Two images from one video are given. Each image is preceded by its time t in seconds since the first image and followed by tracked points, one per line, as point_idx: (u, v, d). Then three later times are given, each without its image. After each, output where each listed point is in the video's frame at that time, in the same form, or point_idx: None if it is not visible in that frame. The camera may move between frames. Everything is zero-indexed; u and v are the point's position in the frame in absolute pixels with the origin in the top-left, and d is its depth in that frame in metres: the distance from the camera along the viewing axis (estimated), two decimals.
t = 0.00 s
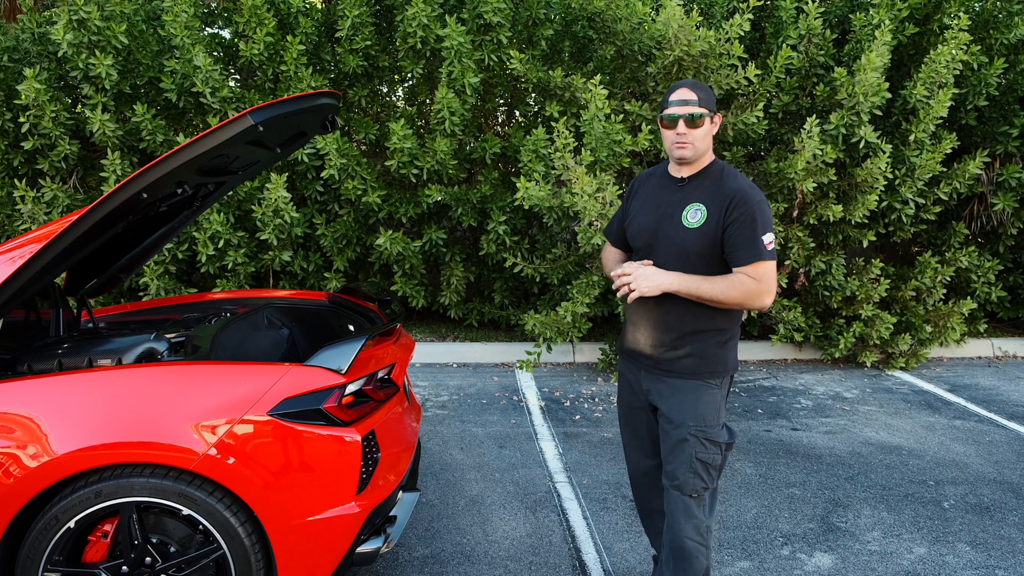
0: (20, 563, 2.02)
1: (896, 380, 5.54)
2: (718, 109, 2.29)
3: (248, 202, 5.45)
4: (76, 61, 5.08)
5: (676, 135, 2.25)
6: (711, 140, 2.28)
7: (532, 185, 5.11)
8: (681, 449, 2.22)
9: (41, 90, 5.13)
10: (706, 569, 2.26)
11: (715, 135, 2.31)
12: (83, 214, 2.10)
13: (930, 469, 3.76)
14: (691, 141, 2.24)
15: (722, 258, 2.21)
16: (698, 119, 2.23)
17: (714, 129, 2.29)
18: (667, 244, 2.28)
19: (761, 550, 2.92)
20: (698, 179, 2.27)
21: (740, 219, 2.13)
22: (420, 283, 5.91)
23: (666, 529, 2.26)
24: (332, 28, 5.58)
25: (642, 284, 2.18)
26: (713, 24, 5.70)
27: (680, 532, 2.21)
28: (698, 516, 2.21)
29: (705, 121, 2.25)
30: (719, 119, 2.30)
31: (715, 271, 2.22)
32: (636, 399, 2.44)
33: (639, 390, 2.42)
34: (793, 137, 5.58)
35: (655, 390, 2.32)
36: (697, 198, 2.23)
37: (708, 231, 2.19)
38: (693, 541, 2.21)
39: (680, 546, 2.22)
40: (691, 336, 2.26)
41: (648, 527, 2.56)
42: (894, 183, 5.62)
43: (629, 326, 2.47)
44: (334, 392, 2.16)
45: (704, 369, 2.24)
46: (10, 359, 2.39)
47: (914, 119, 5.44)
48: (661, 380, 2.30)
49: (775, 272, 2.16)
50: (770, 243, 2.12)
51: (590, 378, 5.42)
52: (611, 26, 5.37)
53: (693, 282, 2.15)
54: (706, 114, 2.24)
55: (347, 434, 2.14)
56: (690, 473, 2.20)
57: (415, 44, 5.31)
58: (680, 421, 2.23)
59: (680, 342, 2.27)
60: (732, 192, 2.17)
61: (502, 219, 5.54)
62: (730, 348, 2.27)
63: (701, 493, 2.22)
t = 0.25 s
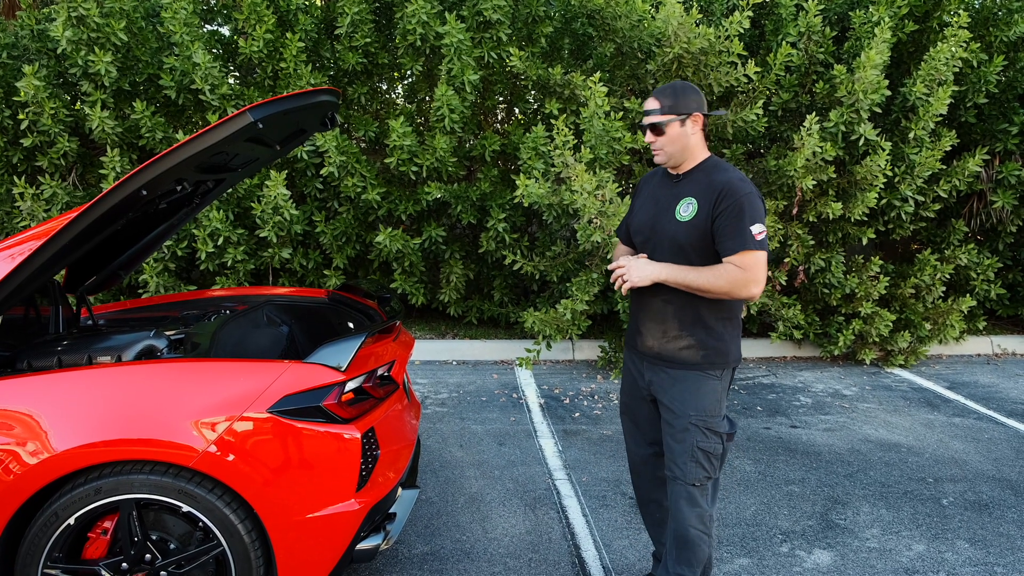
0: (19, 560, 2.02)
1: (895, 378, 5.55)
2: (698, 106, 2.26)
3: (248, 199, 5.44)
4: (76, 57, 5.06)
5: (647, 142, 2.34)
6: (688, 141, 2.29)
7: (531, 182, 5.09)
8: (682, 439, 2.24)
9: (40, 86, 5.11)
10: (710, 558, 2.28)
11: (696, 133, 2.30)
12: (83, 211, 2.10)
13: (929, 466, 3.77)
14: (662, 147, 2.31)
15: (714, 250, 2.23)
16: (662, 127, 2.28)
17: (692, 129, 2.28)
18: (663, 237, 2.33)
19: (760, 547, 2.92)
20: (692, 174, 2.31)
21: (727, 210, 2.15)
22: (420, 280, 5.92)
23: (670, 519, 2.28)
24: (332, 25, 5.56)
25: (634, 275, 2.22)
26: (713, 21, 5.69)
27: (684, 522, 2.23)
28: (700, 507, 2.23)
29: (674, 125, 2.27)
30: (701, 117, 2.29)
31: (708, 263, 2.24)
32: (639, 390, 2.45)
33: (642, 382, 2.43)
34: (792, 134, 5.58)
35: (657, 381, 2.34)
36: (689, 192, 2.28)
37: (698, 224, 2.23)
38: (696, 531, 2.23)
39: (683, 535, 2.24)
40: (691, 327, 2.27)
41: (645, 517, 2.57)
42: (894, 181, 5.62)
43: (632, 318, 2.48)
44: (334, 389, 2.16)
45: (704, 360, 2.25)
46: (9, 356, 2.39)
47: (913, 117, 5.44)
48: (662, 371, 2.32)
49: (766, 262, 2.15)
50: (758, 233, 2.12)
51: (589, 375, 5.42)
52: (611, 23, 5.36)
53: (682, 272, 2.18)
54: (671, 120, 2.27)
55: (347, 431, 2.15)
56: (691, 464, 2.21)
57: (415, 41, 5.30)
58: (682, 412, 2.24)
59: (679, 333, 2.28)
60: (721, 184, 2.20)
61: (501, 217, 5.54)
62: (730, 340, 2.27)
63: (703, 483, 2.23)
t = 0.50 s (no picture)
0: (21, 558, 2.03)
1: (895, 376, 5.56)
2: (679, 104, 2.26)
3: (248, 197, 5.44)
4: (75, 55, 5.06)
5: (637, 147, 2.38)
6: (674, 140, 2.31)
7: (531, 180, 5.09)
8: (682, 437, 2.25)
9: (40, 84, 5.11)
10: (714, 556, 2.28)
11: (681, 132, 2.31)
12: (85, 209, 2.10)
13: (928, 464, 3.77)
14: (650, 150, 2.35)
15: (706, 246, 2.23)
16: (646, 131, 2.32)
17: (676, 128, 2.30)
18: (659, 236, 2.35)
19: (760, 545, 2.93)
20: (686, 172, 2.32)
21: (715, 206, 2.15)
22: (420, 279, 5.93)
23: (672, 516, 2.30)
24: (331, 23, 5.56)
25: (627, 274, 2.25)
26: (713, 20, 5.69)
27: (686, 520, 2.24)
28: (702, 504, 2.23)
29: (656, 126, 2.30)
30: (683, 115, 2.29)
31: (701, 259, 2.24)
32: (642, 387, 2.47)
33: (645, 379, 2.44)
34: (792, 133, 5.59)
35: (658, 378, 2.35)
36: (681, 190, 2.29)
37: (689, 221, 2.24)
38: (699, 530, 2.23)
39: (686, 534, 2.24)
40: (689, 323, 2.27)
41: (648, 514, 2.58)
42: (893, 179, 5.62)
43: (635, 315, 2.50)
44: (334, 387, 2.16)
45: (702, 357, 2.25)
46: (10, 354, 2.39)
47: (913, 115, 5.44)
48: (662, 367, 2.33)
49: (757, 256, 2.14)
50: (747, 228, 2.11)
51: (589, 373, 5.42)
52: (610, 21, 5.35)
53: (673, 269, 2.19)
54: (652, 123, 2.30)
55: (347, 430, 2.15)
56: (691, 461, 2.22)
57: (414, 39, 5.30)
58: (681, 409, 2.25)
59: (677, 330, 2.29)
60: (711, 181, 2.20)
61: (501, 215, 5.54)
62: (729, 337, 2.27)
63: (702, 480, 2.23)
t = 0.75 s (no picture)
0: (21, 556, 2.03)
1: (894, 374, 5.56)
2: (666, 106, 2.26)
3: (247, 196, 5.44)
4: (74, 53, 5.05)
5: (629, 149, 2.40)
6: (664, 141, 2.32)
7: (530, 178, 5.09)
8: (685, 435, 2.25)
9: (39, 83, 5.11)
10: (717, 554, 2.29)
11: (671, 132, 2.31)
12: (86, 207, 2.10)
13: (927, 462, 3.78)
14: (642, 151, 2.36)
15: (701, 242, 2.22)
16: (635, 134, 2.33)
17: (665, 128, 2.30)
18: (656, 235, 2.35)
19: (759, 542, 2.93)
20: (681, 170, 2.32)
21: (709, 201, 2.15)
22: (419, 277, 5.93)
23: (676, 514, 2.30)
24: (331, 21, 5.55)
25: (624, 272, 2.26)
26: (712, 18, 5.68)
27: (689, 518, 2.24)
28: (705, 502, 2.23)
29: (645, 129, 2.30)
30: (672, 116, 2.29)
31: (698, 255, 2.24)
32: (644, 386, 2.47)
33: (647, 377, 2.44)
34: (791, 131, 5.59)
35: (660, 376, 2.35)
36: (677, 188, 2.29)
37: (684, 218, 2.24)
38: (701, 528, 2.23)
39: (689, 532, 2.24)
40: (689, 322, 2.27)
41: (648, 512, 2.58)
42: (892, 177, 5.62)
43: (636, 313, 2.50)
44: (334, 385, 2.16)
45: (702, 356, 2.25)
46: (10, 353, 2.39)
47: (912, 113, 5.44)
48: (664, 366, 2.33)
49: (752, 251, 2.13)
50: (741, 222, 2.10)
51: (588, 371, 5.43)
52: (609, 20, 5.35)
53: (668, 267, 2.20)
54: (640, 126, 2.31)
55: (348, 428, 2.15)
56: (693, 459, 2.23)
57: (414, 37, 5.29)
58: (684, 408, 2.26)
59: (677, 328, 2.29)
60: (704, 177, 2.20)
61: (501, 213, 5.54)
62: (729, 334, 2.27)
63: (706, 478, 2.23)
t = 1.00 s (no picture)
0: (20, 555, 2.02)
1: (893, 372, 5.56)
2: (664, 102, 2.28)
3: (246, 194, 5.43)
4: (73, 51, 5.04)
5: (626, 146, 2.39)
6: (661, 137, 2.32)
7: (530, 177, 5.09)
8: (683, 433, 2.25)
9: (38, 81, 5.10)
10: (715, 552, 2.29)
11: (668, 129, 2.31)
12: (85, 204, 2.10)
13: (926, 460, 3.78)
14: (639, 148, 2.36)
15: (701, 240, 2.22)
16: (632, 129, 2.34)
17: (662, 125, 2.30)
18: (654, 233, 2.34)
19: (758, 541, 2.93)
20: (678, 167, 2.32)
21: (709, 198, 2.15)
22: (419, 275, 5.93)
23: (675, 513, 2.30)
24: (330, 19, 5.54)
25: (623, 272, 2.25)
26: (711, 16, 5.67)
27: (688, 516, 2.24)
28: (704, 500, 2.23)
29: (643, 125, 2.31)
30: (669, 112, 2.30)
31: (698, 253, 2.24)
32: (642, 384, 2.47)
33: (645, 376, 2.44)
34: (790, 129, 5.59)
35: (658, 375, 2.35)
36: (674, 186, 2.29)
37: (684, 216, 2.23)
38: (700, 526, 2.23)
39: (687, 530, 2.24)
40: (687, 320, 2.27)
41: (647, 511, 2.58)
42: (892, 175, 5.62)
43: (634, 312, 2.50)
44: (333, 384, 2.16)
45: (701, 354, 2.25)
46: (9, 351, 2.39)
47: (911, 111, 5.44)
48: (662, 365, 2.33)
49: (753, 247, 2.13)
50: (742, 219, 2.10)
51: (587, 370, 5.43)
52: (609, 18, 5.37)
53: (669, 267, 2.20)
54: (637, 121, 2.31)
55: (347, 426, 2.15)
56: (692, 457, 2.23)
57: (413, 36, 5.28)
58: (682, 407, 2.26)
59: (676, 327, 2.29)
60: (703, 174, 2.20)
61: (500, 211, 5.53)
62: (728, 332, 2.27)
63: (704, 476, 2.23)
